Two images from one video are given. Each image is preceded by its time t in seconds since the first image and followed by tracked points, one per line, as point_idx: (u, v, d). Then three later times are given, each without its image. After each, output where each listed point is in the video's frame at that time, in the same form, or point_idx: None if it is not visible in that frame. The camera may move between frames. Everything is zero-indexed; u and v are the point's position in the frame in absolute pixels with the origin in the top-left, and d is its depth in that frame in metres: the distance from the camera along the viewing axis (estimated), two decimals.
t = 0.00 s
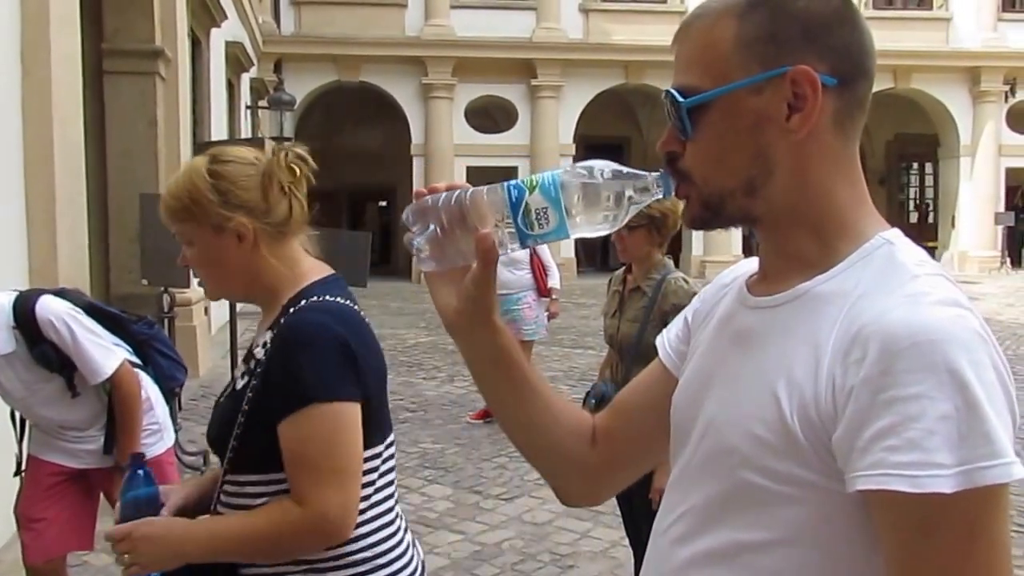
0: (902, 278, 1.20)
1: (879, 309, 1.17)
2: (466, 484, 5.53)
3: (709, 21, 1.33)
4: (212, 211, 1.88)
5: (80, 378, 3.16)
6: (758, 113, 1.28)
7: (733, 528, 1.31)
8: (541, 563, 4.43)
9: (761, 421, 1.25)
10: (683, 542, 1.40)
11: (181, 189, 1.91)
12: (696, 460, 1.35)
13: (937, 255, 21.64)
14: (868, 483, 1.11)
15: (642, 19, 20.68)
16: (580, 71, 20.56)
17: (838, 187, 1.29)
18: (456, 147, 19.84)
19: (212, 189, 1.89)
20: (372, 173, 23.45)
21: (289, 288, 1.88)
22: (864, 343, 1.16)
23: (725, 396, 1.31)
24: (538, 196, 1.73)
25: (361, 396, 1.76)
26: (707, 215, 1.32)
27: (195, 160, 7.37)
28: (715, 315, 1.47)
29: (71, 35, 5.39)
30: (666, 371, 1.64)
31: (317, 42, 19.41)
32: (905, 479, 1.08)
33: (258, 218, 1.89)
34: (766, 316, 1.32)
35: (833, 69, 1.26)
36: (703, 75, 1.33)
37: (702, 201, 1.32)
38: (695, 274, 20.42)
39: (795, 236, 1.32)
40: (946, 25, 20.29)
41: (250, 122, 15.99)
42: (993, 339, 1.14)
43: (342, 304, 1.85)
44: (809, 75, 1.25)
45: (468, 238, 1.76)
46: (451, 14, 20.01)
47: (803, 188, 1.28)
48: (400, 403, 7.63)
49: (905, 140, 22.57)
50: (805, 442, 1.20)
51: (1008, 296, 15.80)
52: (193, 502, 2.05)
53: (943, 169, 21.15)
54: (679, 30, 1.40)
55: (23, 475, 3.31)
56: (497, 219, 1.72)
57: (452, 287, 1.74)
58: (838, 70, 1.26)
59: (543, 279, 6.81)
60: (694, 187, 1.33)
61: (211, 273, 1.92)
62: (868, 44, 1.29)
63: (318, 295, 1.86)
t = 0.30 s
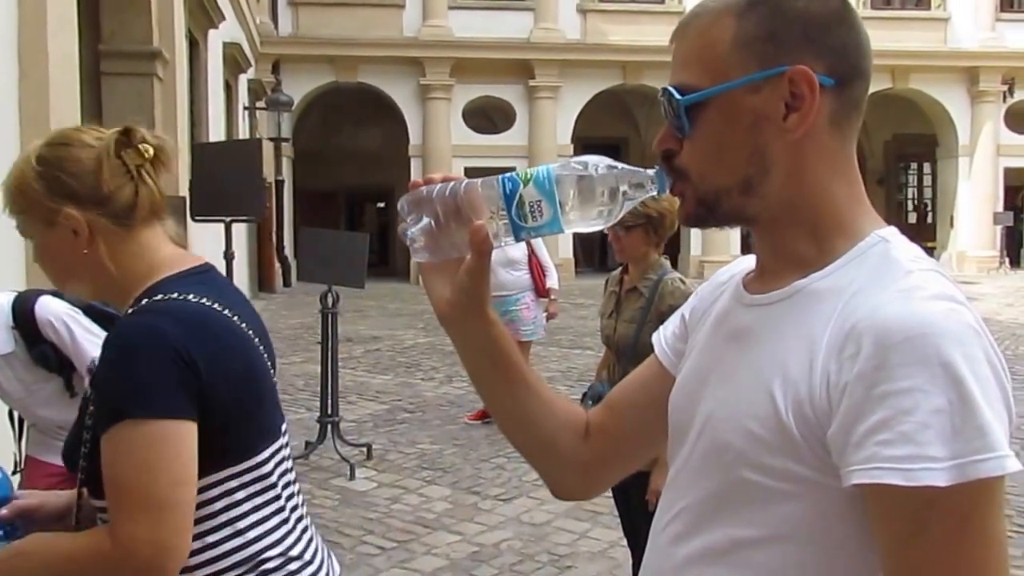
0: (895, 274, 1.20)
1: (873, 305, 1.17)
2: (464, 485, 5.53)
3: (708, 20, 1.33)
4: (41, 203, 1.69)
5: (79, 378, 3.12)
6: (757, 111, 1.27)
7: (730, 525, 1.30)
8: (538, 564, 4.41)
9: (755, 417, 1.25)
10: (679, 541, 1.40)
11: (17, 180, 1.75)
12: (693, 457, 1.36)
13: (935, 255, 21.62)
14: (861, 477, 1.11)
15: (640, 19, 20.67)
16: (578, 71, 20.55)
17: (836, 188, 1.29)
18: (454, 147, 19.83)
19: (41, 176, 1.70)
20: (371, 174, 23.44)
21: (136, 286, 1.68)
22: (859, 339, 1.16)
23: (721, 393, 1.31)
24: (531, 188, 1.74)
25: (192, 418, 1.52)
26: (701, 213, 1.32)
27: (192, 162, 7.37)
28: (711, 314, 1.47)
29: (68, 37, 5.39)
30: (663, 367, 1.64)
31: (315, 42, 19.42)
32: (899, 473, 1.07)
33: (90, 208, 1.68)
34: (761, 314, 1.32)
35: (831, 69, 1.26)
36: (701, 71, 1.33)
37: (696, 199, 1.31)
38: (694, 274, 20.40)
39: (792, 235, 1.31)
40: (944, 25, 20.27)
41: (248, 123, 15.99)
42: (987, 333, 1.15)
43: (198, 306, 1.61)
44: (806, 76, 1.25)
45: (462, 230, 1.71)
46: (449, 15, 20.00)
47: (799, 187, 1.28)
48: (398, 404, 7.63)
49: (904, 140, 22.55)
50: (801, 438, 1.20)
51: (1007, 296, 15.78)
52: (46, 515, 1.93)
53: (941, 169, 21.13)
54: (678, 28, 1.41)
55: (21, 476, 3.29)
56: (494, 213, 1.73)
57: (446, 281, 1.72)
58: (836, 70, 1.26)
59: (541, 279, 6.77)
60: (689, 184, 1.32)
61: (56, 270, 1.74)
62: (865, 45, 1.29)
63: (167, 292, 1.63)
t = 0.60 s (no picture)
0: (892, 271, 1.19)
1: (868, 301, 1.17)
2: (462, 486, 5.53)
3: (713, 15, 1.32)
4: None
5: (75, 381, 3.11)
6: (758, 108, 1.27)
7: (728, 522, 1.30)
8: (536, 565, 4.41)
9: (752, 414, 1.25)
10: (678, 540, 1.40)
11: None
12: (691, 455, 1.35)
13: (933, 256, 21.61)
14: (858, 474, 1.10)
15: (638, 19, 20.67)
16: (575, 71, 20.55)
17: (836, 189, 1.29)
18: (452, 148, 19.81)
19: None
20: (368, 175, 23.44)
21: None
22: (856, 336, 1.15)
23: (719, 390, 1.31)
24: (530, 175, 1.74)
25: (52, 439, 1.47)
26: (698, 210, 1.32)
27: (189, 163, 7.37)
28: (708, 313, 1.46)
29: (64, 38, 5.38)
30: (661, 363, 1.64)
31: (312, 43, 19.41)
32: (895, 469, 1.07)
33: None
34: (759, 312, 1.31)
35: (833, 69, 1.26)
36: (704, 66, 1.32)
37: (694, 196, 1.32)
38: (692, 275, 20.38)
39: (790, 233, 1.31)
40: (942, 25, 20.27)
41: (246, 124, 15.97)
42: (985, 329, 1.14)
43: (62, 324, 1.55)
44: (809, 74, 1.24)
45: (459, 214, 1.70)
46: (446, 15, 20.00)
47: (796, 186, 1.28)
48: (396, 404, 7.62)
49: (902, 141, 22.54)
50: (798, 436, 1.20)
51: (1005, 297, 15.76)
52: None
53: (939, 169, 21.13)
54: (683, 23, 1.40)
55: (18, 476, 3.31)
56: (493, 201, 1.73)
57: (441, 267, 1.70)
58: (839, 71, 1.26)
59: (539, 279, 6.74)
60: (688, 180, 1.32)
61: None
62: (868, 46, 1.28)
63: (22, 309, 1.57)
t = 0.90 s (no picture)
0: (891, 260, 1.19)
1: (868, 290, 1.16)
2: (460, 487, 5.53)
3: (717, 8, 1.31)
4: None
5: (74, 383, 3.16)
6: (755, 104, 1.26)
7: (732, 518, 1.29)
8: (533, 566, 4.41)
9: (754, 407, 1.24)
10: (679, 535, 1.39)
11: None
12: (693, 452, 1.35)
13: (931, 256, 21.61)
14: (868, 458, 1.09)
15: (636, 19, 20.66)
16: (573, 72, 20.53)
17: (834, 188, 1.29)
18: (449, 148, 19.80)
19: None
20: (365, 176, 23.44)
21: None
22: (857, 325, 1.15)
23: (718, 383, 1.31)
24: (527, 184, 1.73)
25: None
26: (691, 201, 1.32)
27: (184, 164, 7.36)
28: (705, 309, 1.46)
29: (62, 39, 5.38)
30: (663, 364, 1.63)
31: (308, 43, 19.40)
32: (902, 451, 1.06)
33: None
34: (757, 306, 1.31)
35: (834, 70, 1.25)
36: (704, 59, 1.31)
37: (688, 187, 1.31)
38: (689, 275, 20.39)
39: (790, 228, 1.31)
40: (940, 25, 20.27)
41: (243, 124, 15.96)
42: (985, 314, 1.14)
43: None
44: (810, 73, 1.24)
45: (460, 235, 1.70)
46: (443, 15, 20.00)
47: (791, 180, 1.28)
48: (393, 405, 7.63)
49: (899, 141, 22.54)
50: (800, 426, 1.19)
51: (1002, 298, 15.76)
52: None
53: (936, 170, 21.14)
54: (686, 19, 1.39)
55: (16, 476, 3.33)
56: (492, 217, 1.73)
57: (446, 286, 1.71)
58: (838, 72, 1.25)
59: (537, 281, 6.73)
60: (683, 171, 1.32)
61: None
62: (873, 47, 1.27)
63: None
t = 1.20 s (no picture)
0: (878, 240, 1.17)
1: (858, 269, 1.14)
2: (457, 487, 5.53)
3: (687, 16, 1.32)
4: None
5: (71, 385, 3.15)
6: (726, 108, 1.26)
7: (738, 518, 1.28)
8: (531, 567, 4.40)
9: (753, 400, 1.22)
10: (683, 535, 1.37)
11: None
12: (695, 454, 1.33)
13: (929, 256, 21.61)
14: (880, 429, 1.05)
15: (634, 19, 20.66)
16: (571, 72, 20.52)
17: (815, 185, 1.29)
18: (446, 149, 19.80)
19: None
20: (363, 176, 23.46)
21: None
22: (850, 305, 1.12)
23: (715, 382, 1.30)
24: (532, 244, 1.74)
25: None
26: (672, 204, 1.32)
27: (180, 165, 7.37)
28: (699, 315, 1.45)
29: (59, 40, 5.37)
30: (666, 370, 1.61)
31: (305, 44, 19.39)
32: (915, 414, 1.01)
33: None
34: (750, 303, 1.30)
35: (804, 72, 1.24)
36: (675, 68, 1.32)
37: (669, 191, 1.32)
38: (687, 276, 20.40)
39: (773, 227, 1.30)
40: (938, 25, 20.26)
41: (240, 124, 15.97)
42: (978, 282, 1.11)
43: None
44: (777, 76, 1.23)
45: (490, 312, 1.65)
46: (441, 15, 20.00)
47: (768, 178, 1.27)
48: (391, 405, 7.63)
49: (897, 141, 22.54)
50: (799, 413, 1.17)
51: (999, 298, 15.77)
52: None
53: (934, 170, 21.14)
54: (663, 26, 1.40)
55: (13, 478, 3.33)
56: (512, 284, 1.72)
57: (496, 365, 1.67)
58: (808, 72, 1.24)
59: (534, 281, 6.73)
60: (663, 174, 1.33)
61: None
62: (845, 45, 1.26)
63: None
